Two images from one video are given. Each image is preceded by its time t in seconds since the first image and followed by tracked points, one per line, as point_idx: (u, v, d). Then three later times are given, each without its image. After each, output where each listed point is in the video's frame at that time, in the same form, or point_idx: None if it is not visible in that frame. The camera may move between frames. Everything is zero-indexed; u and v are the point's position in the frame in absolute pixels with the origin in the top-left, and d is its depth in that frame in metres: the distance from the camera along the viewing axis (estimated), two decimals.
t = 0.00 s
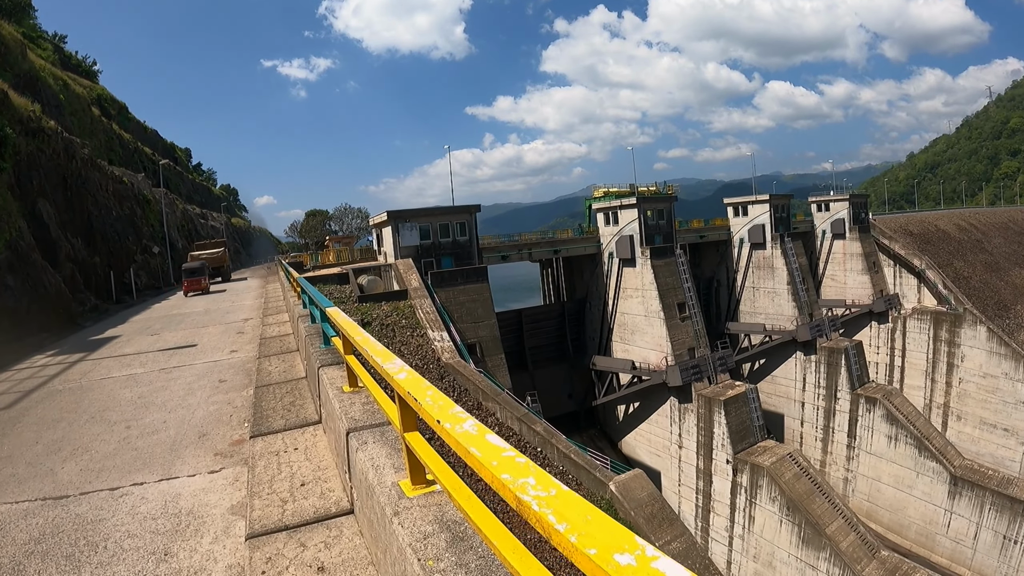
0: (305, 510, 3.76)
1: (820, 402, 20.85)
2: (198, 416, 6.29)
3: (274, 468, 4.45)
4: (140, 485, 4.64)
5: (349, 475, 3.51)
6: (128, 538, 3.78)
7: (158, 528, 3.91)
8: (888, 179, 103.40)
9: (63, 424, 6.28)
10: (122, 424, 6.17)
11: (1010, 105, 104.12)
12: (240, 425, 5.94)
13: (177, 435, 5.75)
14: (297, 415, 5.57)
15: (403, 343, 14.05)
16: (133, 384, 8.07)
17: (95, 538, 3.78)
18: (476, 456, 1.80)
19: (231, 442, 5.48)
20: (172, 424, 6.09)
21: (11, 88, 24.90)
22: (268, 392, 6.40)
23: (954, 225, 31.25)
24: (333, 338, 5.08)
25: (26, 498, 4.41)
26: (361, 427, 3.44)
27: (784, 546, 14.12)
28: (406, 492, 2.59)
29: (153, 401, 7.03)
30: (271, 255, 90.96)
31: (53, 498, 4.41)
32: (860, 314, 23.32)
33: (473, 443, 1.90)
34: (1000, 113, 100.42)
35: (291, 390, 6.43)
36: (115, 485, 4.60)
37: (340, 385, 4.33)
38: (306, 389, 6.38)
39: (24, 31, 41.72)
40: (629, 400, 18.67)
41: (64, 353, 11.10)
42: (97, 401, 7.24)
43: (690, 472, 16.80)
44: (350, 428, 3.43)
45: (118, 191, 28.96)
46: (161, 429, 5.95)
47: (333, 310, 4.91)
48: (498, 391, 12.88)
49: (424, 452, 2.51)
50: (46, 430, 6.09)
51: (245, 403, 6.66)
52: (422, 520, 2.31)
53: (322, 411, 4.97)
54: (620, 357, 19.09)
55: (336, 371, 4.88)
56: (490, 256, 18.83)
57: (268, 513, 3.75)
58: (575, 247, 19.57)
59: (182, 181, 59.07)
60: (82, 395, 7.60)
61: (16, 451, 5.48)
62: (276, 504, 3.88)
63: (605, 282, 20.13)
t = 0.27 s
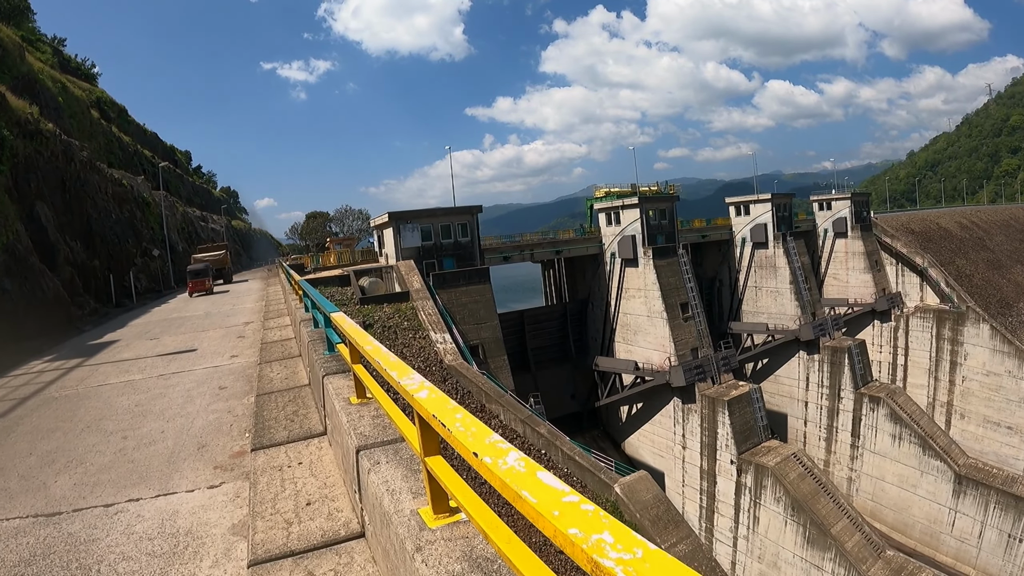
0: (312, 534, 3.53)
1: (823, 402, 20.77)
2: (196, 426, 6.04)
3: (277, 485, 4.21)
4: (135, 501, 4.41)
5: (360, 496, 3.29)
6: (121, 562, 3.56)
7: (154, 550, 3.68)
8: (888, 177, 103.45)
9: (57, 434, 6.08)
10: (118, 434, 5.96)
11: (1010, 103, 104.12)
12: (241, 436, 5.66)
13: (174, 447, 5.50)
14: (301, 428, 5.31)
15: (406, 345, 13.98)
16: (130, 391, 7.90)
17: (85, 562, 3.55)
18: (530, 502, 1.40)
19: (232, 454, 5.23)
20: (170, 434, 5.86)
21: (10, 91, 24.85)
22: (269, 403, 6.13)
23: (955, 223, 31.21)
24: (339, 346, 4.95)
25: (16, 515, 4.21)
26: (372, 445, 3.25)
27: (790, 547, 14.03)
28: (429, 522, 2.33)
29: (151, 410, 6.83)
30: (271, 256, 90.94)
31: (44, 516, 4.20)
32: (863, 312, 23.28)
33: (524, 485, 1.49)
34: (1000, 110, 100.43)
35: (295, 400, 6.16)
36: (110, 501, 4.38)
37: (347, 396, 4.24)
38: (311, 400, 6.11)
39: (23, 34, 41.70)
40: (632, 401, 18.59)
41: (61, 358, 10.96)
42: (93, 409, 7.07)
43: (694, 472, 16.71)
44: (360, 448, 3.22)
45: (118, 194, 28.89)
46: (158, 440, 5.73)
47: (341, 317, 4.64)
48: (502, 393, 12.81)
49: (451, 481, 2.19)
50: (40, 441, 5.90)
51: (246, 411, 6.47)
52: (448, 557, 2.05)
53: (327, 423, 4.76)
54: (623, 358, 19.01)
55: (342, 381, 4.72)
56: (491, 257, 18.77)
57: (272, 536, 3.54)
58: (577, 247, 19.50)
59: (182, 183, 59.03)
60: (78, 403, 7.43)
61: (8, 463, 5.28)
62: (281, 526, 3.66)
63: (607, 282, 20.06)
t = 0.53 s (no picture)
0: (322, 563, 3.23)
1: (828, 399, 20.67)
2: (197, 438, 5.65)
3: (282, 508, 3.85)
4: (132, 521, 4.05)
5: (375, 522, 3.15)
6: None
7: None
8: (889, 173, 103.29)
9: (52, 445, 5.69)
10: (116, 446, 5.57)
11: (1011, 98, 103.91)
12: (243, 449, 5.26)
13: (175, 460, 5.12)
14: (307, 443, 4.92)
15: (409, 346, 13.91)
16: (129, 398, 7.49)
17: None
18: None
19: (236, 468, 4.86)
20: (170, 446, 5.47)
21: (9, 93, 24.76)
22: (272, 414, 5.75)
23: (959, 219, 31.13)
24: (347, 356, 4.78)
25: (7, 536, 3.88)
26: (387, 470, 3.16)
27: (796, 545, 13.98)
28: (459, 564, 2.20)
29: (151, 419, 6.43)
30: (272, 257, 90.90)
31: (36, 537, 3.86)
32: (867, 309, 23.22)
33: (600, 555, 1.33)
34: (1001, 105, 100.16)
35: (300, 412, 5.78)
36: (106, 521, 4.03)
37: (357, 412, 4.10)
38: (317, 411, 5.71)
39: (22, 36, 41.61)
40: (636, 399, 18.53)
41: (60, 364, 10.74)
42: (91, 416, 6.76)
43: (700, 471, 16.64)
44: (374, 471, 3.14)
45: (118, 196, 28.77)
46: (158, 452, 5.35)
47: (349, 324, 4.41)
48: (507, 394, 12.76)
49: (483, 522, 2.05)
50: (34, 452, 5.50)
51: (249, 421, 6.07)
52: None
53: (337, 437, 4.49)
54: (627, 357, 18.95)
55: (350, 394, 4.59)
56: (494, 256, 18.69)
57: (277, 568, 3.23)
58: (580, 245, 19.43)
59: (183, 184, 58.96)
60: (75, 411, 6.98)
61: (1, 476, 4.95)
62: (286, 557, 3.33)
63: (611, 281, 19.99)
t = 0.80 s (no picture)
0: None
1: (830, 396, 20.63)
2: (195, 445, 5.43)
3: (285, 523, 3.63)
4: (126, 536, 3.85)
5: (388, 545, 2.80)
6: None
7: None
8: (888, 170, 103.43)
9: (44, 452, 5.49)
10: (111, 453, 5.36)
11: (1010, 94, 104.01)
12: (243, 457, 5.03)
13: (171, 469, 4.90)
14: (309, 450, 4.66)
15: (410, 345, 13.82)
16: (124, 403, 7.27)
17: None
18: None
19: (235, 476, 4.64)
20: (166, 454, 5.25)
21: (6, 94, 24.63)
22: (273, 419, 5.46)
23: (959, 215, 31.12)
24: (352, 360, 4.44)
25: None
26: (400, 486, 2.80)
27: (800, 543, 13.93)
28: None
29: (147, 425, 6.21)
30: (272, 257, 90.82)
31: (26, 553, 3.67)
32: (868, 305, 23.22)
33: None
34: (1000, 101, 100.24)
35: (303, 418, 5.44)
36: (99, 536, 3.84)
37: (365, 419, 3.76)
38: (320, 417, 5.41)
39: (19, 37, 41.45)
40: (638, 398, 18.46)
41: (57, 366, 10.59)
42: (87, 420, 6.61)
43: (702, 469, 16.58)
44: (386, 488, 2.78)
45: (116, 196, 28.65)
46: (154, 460, 5.14)
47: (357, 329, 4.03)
48: (509, 393, 12.70)
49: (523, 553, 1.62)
50: (26, 461, 5.31)
51: (248, 427, 5.82)
52: None
53: (342, 447, 4.19)
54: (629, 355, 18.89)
55: (355, 401, 4.21)
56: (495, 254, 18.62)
57: None
58: (581, 244, 19.36)
59: (182, 185, 58.85)
60: (70, 416, 6.80)
61: None
62: None
63: (612, 279, 19.92)
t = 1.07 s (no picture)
0: None
1: (832, 396, 20.59)
2: (191, 459, 5.27)
3: (287, 550, 3.37)
4: (119, 559, 3.66)
5: None
6: None
7: None
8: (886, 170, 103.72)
9: (35, 466, 5.34)
10: (104, 467, 5.22)
11: (1006, 93, 104.40)
12: (242, 472, 4.85)
13: (166, 485, 4.74)
14: (313, 466, 4.39)
15: (410, 348, 13.73)
16: (118, 412, 7.11)
17: None
18: None
19: (234, 493, 4.47)
20: (162, 469, 5.10)
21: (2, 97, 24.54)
22: (273, 431, 5.25)
23: (958, 213, 31.16)
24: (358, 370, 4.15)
25: None
26: (421, 517, 2.24)
27: (803, 544, 13.85)
28: None
29: (142, 435, 6.08)
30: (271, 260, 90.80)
31: None
32: (868, 305, 23.22)
33: None
34: (997, 100, 100.55)
35: (305, 431, 5.16)
36: (90, 559, 3.65)
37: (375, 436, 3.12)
38: (322, 429, 5.12)
39: (16, 41, 41.33)
40: (640, 399, 18.38)
41: (52, 373, 10.44)
42: (82, 429, 6.47)
43: (704, 470, 16.49)
44: (403, 519, 2.25)
45: (113, 199, 28.56)
46: (148, 475, 5.00)
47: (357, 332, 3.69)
48: (510, 396, 12.63)
49: None
50: (15, 475, 5.17)
51: (247, 438, 5.67)
52: None
53: (348, 464, 3.91)
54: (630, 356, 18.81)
55: (363, 414, 3.67)
56: (495, 256, 18.54)
57: None
58: (581, 245, 19.31)
59: (180, 188, 58.74)
60: (63, 426, 6.66)
61: None
62: None
63: (612, 280, 19.85)
